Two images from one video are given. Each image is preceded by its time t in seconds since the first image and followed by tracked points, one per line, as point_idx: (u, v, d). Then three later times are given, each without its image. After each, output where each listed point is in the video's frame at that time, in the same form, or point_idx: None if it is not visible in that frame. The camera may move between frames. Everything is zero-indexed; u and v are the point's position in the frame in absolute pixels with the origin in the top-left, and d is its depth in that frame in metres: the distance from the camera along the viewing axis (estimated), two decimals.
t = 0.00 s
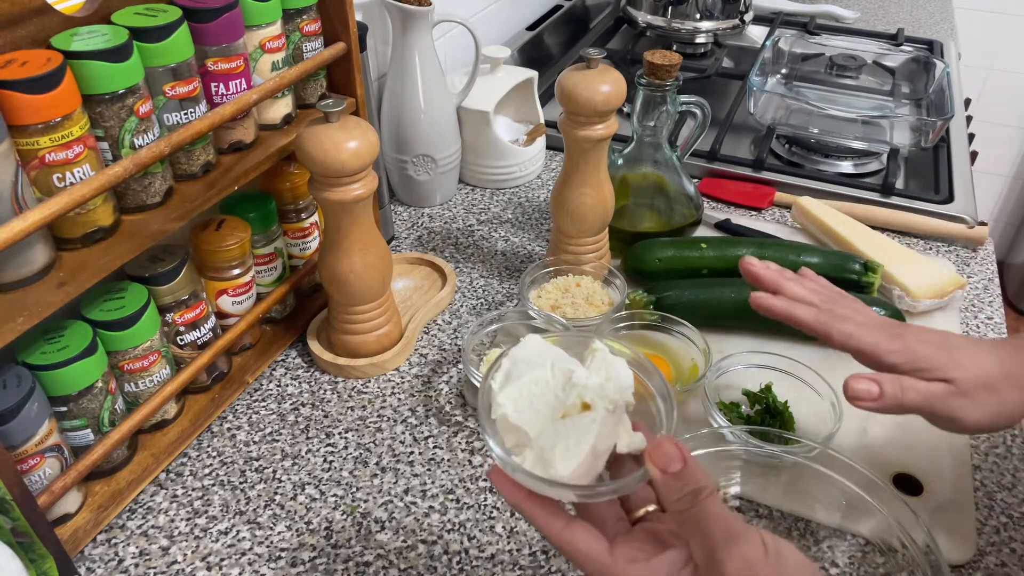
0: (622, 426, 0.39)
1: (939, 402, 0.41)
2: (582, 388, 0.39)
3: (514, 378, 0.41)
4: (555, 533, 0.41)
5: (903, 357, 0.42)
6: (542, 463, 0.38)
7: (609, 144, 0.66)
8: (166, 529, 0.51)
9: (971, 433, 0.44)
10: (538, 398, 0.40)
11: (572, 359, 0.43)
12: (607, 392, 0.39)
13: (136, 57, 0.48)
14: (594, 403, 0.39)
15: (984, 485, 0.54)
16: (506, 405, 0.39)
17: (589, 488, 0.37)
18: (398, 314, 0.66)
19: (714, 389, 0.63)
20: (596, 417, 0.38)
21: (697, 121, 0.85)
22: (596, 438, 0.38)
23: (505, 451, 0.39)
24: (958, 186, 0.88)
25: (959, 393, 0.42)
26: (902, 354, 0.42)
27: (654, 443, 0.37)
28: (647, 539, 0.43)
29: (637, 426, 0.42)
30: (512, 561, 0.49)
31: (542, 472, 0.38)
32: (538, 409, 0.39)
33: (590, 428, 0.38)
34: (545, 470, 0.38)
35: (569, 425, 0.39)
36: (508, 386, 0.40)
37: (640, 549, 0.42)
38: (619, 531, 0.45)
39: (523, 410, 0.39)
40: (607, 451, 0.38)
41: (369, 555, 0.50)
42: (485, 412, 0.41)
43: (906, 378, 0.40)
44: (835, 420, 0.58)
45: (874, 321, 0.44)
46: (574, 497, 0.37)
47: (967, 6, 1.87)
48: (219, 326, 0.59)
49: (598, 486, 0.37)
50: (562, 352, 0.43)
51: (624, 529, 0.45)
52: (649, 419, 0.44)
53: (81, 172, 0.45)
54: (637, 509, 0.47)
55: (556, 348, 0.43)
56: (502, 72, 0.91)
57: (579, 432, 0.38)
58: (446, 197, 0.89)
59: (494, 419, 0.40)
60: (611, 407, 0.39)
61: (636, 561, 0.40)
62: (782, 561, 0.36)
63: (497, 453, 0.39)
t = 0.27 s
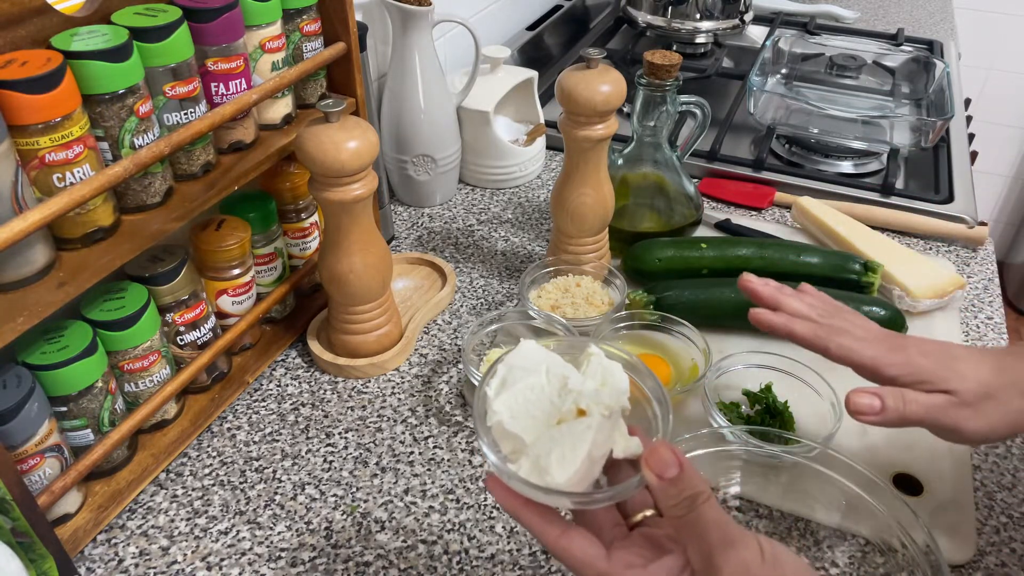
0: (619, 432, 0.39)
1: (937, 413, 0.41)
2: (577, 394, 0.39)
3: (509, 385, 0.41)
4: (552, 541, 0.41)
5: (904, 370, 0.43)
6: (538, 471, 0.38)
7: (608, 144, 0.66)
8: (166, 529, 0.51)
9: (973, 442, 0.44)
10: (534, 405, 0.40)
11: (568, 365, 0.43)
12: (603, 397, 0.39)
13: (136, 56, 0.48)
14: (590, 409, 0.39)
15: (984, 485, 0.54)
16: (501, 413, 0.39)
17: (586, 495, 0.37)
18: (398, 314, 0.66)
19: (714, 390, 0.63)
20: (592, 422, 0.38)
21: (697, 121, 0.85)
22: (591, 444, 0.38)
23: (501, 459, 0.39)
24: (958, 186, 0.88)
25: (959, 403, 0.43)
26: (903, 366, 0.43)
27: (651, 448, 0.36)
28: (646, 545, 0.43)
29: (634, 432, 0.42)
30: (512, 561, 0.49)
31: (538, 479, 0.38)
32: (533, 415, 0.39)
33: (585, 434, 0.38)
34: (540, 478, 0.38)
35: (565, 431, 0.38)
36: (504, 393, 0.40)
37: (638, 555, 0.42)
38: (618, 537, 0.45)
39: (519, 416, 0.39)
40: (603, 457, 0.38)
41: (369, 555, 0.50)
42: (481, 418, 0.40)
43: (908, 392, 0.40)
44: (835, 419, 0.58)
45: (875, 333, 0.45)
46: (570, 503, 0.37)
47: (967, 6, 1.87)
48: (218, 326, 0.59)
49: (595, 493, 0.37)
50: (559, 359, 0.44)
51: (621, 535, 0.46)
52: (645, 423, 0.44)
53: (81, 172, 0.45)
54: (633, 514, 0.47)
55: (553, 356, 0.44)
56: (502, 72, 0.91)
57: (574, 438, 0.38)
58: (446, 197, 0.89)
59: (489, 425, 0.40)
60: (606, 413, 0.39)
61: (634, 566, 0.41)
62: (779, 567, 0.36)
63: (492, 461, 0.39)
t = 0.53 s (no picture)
0: (621, 438, 0.38)
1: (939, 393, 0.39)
2: (581, 398, 0.39)
3: (512, 389, 0.40)
4: (553, 544, 0.41)
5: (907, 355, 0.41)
6: (541, 473, 0.38)
7: (608, 144, 0.66)
8: (166, 529, 0.51)
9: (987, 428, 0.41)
10: (538, 410, 0.40)
11: (570, 369, 0.43)
12: (607, 402, 0.38)
13: (136, 56, 0.47)
14: (593, 414, 0.38)
15: (984, 485, 0.54)
16: (504, 417, 0.39)
17: (589, 498, 0.36)
18: (398, 314, 0.66)
19: (713, 390, 0.63)
20: (596, 426, 0.38)
21: (697, 121, 0.85)
22: (594, 449, 0.37)
23: (504, 463, 0.39)
24: (958, 186, 0.88)
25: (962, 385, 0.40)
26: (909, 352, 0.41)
27: (655, 453, 0.39)
28: (648, 553, 0.44)
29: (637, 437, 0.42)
30: (512, 561, 0.49)
31: (541, 482, 0.38)
32: (537, 421, 0.39)
33: (588, 439, 0.37)
34: (543, 480, 0.38)
35: (569, 435, 0.38)
36: (507, 397, 0.40)
37: (640, 561, 0.43)
38: (620, 544, 0.46)
39: (523, 420, 0.39)
40: (606, 462, 0.38)
41: (369, 555, 0.50)
42: (484, 422, 0.40)
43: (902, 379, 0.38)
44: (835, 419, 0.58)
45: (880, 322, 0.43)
46: (573, 507, 0.37)
47: (967, 6, 1.87)
48: (218, 326, 0.59)
49: (598, 496, 0.37)
50: (562, 363, 0.43)
51: (624, 542, 0.46)
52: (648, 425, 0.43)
53: (81, 172, 0.45)
54: (637, 522, 0.47)
55: (557, 361, 0.43)
56: (502, 72, 0.91)
57: (579, 442, 0.38)
58: (446, 197, 0.89)
59: (493, 429, 0.39)
60: (611, 417, 0.38)
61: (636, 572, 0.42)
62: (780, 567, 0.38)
63: (496, 464, 0.39)
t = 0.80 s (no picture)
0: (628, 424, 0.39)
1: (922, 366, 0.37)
2: (588, 383, 0.38)
3: (519, 374, 0.41)
4: (561, 531, 0.41)
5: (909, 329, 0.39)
6: (548, 460, 0.38)
7: (609, 144, 0.66)
8: (166, 529, 0.51)
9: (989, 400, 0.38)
10: (544, 395, 0.40)
11: (577, 355, 0.43)
12: (614, 387, 0.38)
13: (136, 56, 0.47)
14: (601, 399, 0.38)
15: (984, 485, 0.54)
16: (511, 402, 0.39)
17: (596, 485, 0.37)
18: (398, 314, 0.66)
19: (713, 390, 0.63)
20: (604, 412, 0.38)
21: (697, 121, 0.85)
22: (603, 436, 0.38)
23: (510, 448, 0.39)
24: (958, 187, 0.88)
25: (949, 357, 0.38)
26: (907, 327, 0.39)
27: (662, 440, 0.37)
28: (654, 539, 0.44)
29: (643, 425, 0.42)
30: (512, 561, 0.49)
31: (549, 469, 0.38)
32: (544, 406, 0.39)
33: (597, 426, 0.38)
34: (552, 467, 0.38)
35: (576, 420, 0.38)
36: (514, 382, 0.40)
37: (648, 548, 0.43)
38: (625, 531, 0.46)
39: (529, 405, 0.39)
40: (614, 448, 0.39)
41: (369, 555, 0.50)
42: (490, 409, 0.40)
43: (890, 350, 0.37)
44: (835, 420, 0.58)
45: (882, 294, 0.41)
46: (580, 492, 0.37)
47: (967, 6, 1.87)
48: (218, 326, 0.60)
49: (604, 484, 0.37)
50: (569, 349, 0.43)
51: (630, 529, 0.46)
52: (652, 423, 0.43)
53: (81, 172, 0.45)
54: (642, 508, 0.48)
55: (562, 345, 0.43)
56: (502, 72, 0.91)
57: (586, 429, 0.38)
58: (446, 197, 0.89)
59: (499, 414, 0.40)
60: (617, 404, 0.38)
61: (643, 561, 0.41)
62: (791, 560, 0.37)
63: (502, 450, 0.39)
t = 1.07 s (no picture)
0: (643, 433, 0.39)
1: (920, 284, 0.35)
2: (603, 393, 0.39)
3: (535, 383, 0.41)
4: (577, 540, 0.40)
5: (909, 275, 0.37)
6: (565, 469, 0.38)
7: (609, 144, 0.66)
8: (166, 529, 0.51)
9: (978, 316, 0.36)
10: (559, 406, 0.40)
11: (591, 363, 0.43)
12: (629, 397, 0.39)
13: (136, 56, 0.48)
14: (616, 408, 0.39)
15: (984, 485, 0.54)
16: (526, 410, 0.39)
17: (611, 493, 0.36)
18: (398, 314, 0.66)
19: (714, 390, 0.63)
20: (619, 422, 0.38)
21: (697, 121, 0.85)
22: (618, 444, 0.38)
23: (525, 457, 0.39)
24: (958, 187, 0.88)
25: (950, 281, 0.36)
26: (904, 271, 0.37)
27: (678, 448, 0.37)
28: (671, 546, 0.44)
29: (659, 432, 0.43)
30: (512, 561, 0.49)
31: (565, 478, 0.38)
32: (560, 415, 0.39)
33: (612, 435, 0.38)
34: (568, 476, 0.38)
35: (592, 429, 0.39)
36: (529, 391, 0.40)
37: (665, 556, 0.43)
38: (642, 539, 0.46)
39: (543, 414, 0.39)
40: (629, 456, 0.38)
41: (369, 555, 0.50)
42: (505, 416, 0.40)
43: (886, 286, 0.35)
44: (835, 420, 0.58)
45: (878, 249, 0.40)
46: (596, 502, 0.37)
47: (967, 6, 1.87)
48: (218, 326, 0.60)
49: (621, 492, 0.37)
50: (582, 357, 0.44)
51: (647, 536, 0.46)
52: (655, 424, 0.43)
53: (81, 172, 0.45)
54: (659, 515, 0.47)
55: (576, 353, 0.43)
56: (502, 72, 0.91)
57: (601, 438, 0.38)
58: (446, 197, 0.89)
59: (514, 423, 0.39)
60: (632, 412, 0.39)
61: (660, 567, 0.41)
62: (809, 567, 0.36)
63: (517, 457, 0.39)
